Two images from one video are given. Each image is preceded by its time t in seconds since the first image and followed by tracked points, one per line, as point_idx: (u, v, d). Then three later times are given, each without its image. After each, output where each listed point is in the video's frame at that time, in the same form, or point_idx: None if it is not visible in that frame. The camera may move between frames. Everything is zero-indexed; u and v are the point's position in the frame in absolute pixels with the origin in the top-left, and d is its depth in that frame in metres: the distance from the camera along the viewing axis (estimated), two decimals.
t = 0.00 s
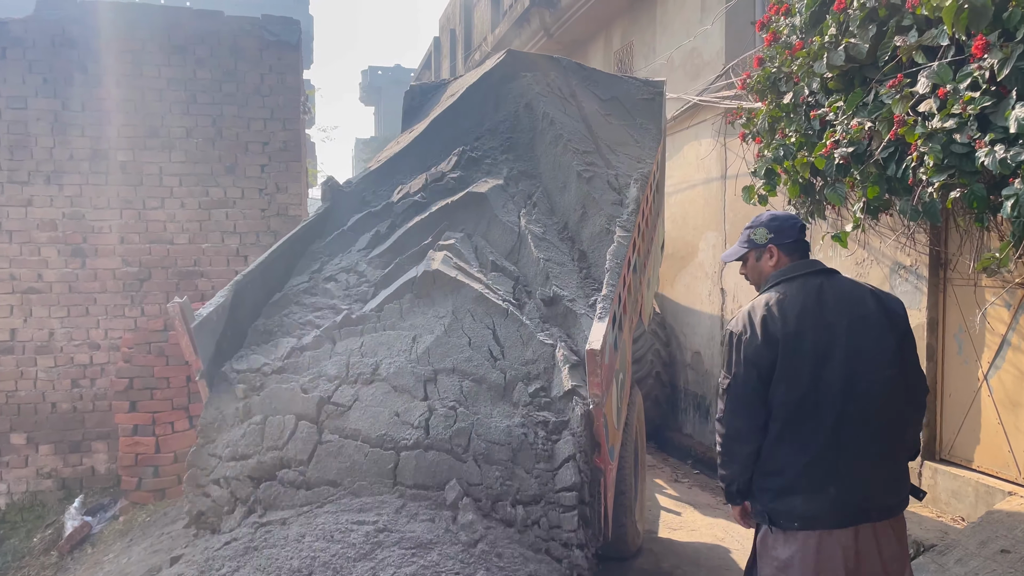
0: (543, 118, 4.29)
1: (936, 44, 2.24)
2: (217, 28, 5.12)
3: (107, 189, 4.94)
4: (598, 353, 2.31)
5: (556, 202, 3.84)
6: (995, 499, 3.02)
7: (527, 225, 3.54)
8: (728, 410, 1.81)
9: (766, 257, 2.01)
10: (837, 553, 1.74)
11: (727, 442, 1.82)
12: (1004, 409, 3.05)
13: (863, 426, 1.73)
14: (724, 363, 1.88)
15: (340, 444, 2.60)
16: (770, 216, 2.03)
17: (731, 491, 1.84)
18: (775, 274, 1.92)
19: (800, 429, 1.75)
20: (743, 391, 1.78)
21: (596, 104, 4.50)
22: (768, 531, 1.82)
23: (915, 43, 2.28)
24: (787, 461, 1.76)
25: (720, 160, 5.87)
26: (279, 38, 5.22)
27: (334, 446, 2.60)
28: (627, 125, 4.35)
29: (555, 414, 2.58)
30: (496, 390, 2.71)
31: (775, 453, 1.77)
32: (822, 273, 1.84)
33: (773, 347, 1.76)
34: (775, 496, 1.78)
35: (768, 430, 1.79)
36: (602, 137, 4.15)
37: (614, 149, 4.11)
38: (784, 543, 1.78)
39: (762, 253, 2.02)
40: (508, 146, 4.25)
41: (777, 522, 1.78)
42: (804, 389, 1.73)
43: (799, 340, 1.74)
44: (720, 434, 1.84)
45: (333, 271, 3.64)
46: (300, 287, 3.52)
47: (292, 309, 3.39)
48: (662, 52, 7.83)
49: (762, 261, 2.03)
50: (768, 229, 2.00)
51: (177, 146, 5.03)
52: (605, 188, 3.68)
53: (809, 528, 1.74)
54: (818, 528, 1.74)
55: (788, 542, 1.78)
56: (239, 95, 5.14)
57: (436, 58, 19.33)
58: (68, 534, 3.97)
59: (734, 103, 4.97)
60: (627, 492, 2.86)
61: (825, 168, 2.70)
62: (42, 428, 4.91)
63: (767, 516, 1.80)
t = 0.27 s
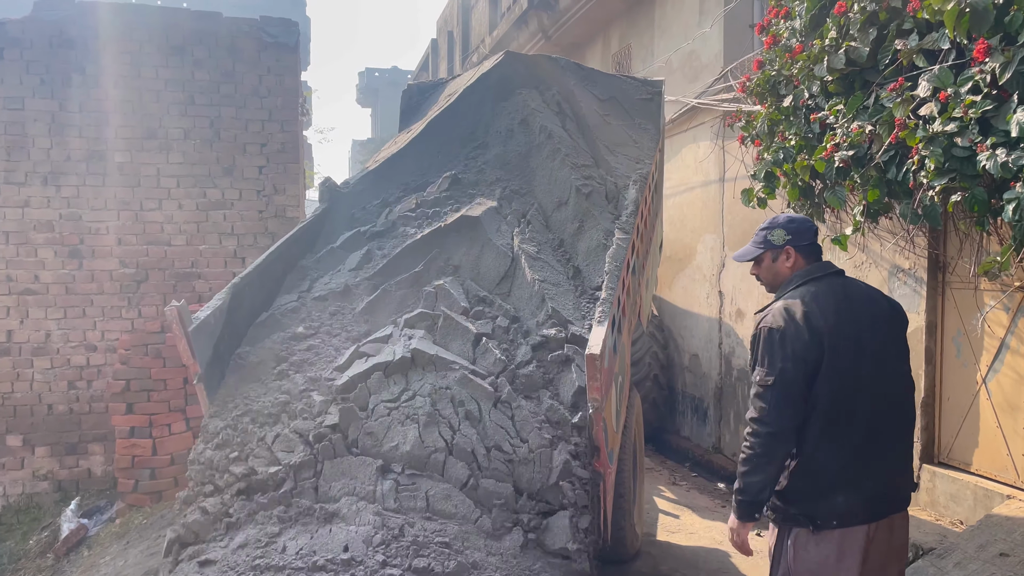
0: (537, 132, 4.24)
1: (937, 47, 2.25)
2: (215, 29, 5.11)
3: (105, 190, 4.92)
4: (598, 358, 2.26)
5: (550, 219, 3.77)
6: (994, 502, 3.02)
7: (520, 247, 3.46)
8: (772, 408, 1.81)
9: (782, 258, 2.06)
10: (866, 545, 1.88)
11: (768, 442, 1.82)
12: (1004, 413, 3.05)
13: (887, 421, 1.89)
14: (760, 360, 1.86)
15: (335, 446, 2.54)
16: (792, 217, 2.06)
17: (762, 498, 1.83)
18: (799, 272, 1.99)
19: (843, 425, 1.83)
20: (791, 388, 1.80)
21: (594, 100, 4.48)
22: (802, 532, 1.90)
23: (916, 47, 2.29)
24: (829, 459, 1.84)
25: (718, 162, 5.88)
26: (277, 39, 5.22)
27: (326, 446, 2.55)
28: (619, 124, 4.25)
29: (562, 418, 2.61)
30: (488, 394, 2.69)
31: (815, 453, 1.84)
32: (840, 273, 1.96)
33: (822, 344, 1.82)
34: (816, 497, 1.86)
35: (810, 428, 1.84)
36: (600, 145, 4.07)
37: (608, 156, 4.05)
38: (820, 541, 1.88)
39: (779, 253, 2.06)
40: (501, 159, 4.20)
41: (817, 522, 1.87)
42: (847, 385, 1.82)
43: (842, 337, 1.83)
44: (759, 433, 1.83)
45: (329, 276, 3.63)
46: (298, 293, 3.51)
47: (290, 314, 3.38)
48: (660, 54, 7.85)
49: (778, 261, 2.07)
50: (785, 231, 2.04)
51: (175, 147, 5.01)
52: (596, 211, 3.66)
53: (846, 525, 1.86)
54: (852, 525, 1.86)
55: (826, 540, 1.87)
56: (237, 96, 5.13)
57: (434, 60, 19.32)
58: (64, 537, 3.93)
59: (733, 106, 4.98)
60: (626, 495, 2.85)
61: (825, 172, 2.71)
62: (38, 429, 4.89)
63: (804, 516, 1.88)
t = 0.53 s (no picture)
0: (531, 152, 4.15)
1: (936, 51, 2.27)
2: (215, 31, 5.11)
3: (103, 192, 4.91)
4: (597, 362, 2.26)
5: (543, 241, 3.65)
6: (992, 506, 3.03)
7: (511, 271, 3.29)
8: (814, 398, 1.81)
9: (808, 258, 2.07)
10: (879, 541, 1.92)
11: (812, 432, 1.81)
12: (1003, 416, 3.05)
13: (908, 418, 1.94)
14: (800, 351, 1.85)
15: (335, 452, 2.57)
16: (822, 218, 2.06)
17: (807, 489, 1.83)
18: (829, 270, 2.01)
19: (875, 419, 1.86)
20: (832, 380, 1.81)
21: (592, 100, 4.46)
22: (824, 528, 1.89)
23: (916, 50, 2.31)
24: (862, 452, 1.86)
25: (717, 165, 5.88)
26: (276, 42, 5.22)
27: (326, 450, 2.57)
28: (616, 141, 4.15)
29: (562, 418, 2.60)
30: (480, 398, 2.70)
31: (849, 447, 1.85)
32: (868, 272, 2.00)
33: (860, 338, 1.85)
34: (845, 494, 1.87)
35: (843, 422, 1.85)
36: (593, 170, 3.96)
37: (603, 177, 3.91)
38: (843, 537, 1.88)
39: (804, 253, 2.07)
40: (490, 177, 4.06)
41: (842, 517, 1.87)
42: (879, 380, 1.86)
43: (877, 332, 1.87)
44: (802, 423, 1.82)
45: (329, 278, 3.61)
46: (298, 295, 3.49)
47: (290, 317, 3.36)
48: (659, 58, 7.86)
49: (803, 261, 2.08)
50: (811, 231, 2.05)
51: (174, 149, 5.01)
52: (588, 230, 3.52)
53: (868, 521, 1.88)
54: (872, 522, 1.89)
55: (850, 536, 1.88)
56: (236, 98, 5.13)
57: (433, 62, 19.33)
58: (62, 539, 3.91)
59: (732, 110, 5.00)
60: (625, 497, 2.85)
61: (824, 175, 2.72)
62: (36, 432, 4.88)
63: (829, 512, 1.88)
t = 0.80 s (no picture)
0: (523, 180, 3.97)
1: (936, 54, 2.28)
2: (215, 33, 5.11)
3: (103, 194, 4.91)
4: (597, 366, 2.26)
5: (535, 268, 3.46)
6: (992, 509, 3.03)
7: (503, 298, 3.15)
8: (822, 403, 1.80)
9: (812, 262, 2.06)
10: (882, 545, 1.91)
11: (816, 437, 1.80)
12: (1002, 419, 3.06)
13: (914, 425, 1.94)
14: (811, 355, 1.84)
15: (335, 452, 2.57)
16: (828, 222, 2.05)
17: (805, 492, 1.84)
18: (840, 273, 2.00)
19: (881, 426, 1.86)
20: (842, 386, 1.80)
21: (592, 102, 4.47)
22: (826, 531, 1.90)
23: (916, 53, 2.32)
24: (867, 459, 1.86)
25: (717, 168, 5.89)
26: (276, 44, 5.23)
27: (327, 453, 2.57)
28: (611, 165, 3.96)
29: (559, 415, 2.56)
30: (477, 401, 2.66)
31: (854, 453, 1.85)
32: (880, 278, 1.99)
33: (871, 344, 1.83)
34: (846, 499, 1.87)
35: (848, 427, 1.85)
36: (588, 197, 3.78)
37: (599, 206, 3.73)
38: (845, 540, 1.88)
39: (810, 257, 2.07)
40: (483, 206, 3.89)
41: (842, 521, 1.87)
42: (888, 387, 1.85)
43: (888, 339, 1.86)
44: (807, 428, 1.81)
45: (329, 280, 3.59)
46: (297, 297, 3.49)
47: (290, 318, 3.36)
48: (659, 60, 7.87)
49: (809, 265, 2.08)
50: (814, 235, 2.05)
51: (174, 151, 5.02)
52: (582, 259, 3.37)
53: (870, 525, 1.87)
54: (874, 526, 1.88)
55: (851, 539, 1.88)
56: (236, 100, 5.13)
57: (432, 65, 19.35)
58: (60, 542, 3.88)
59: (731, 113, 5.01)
60: (625, 500, 2.84)
61: (825, 177, 2.72)
62: (35, 434, 4.87)
63: (830, 515, 1.88)
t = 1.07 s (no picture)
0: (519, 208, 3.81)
1: (936, 57, 2.29)
2: (216, 35, 5.12)
3: (104, 195, 4.92)
4: (598, 370, 2.27)
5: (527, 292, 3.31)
6: (993, 511, 3.03)
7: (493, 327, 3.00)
8: (821, 411, 1.80)
9: (822, 262, 2.05)
10: (881, 550, 1.92)
11: (813, 444, 1.81)
12: (1003, 421, 3.06)
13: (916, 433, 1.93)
14: (812, 361, 1.84)
15: (335, 453, 2.57)
16: (840, 222, 2.06)
17: (798, 497, 1.85)
18: (848, 278, 1.99)
19: (882, 433, 1.86)
20: (842, 394, 1.80)
21: (593, 102, 4.45)
22: (823, 535, 1.91)
23: (917, 56, 2.32)
24: (865, 465, 1.86)
25: (718, 170, 5.89)
26: (278, 46, 5.24)
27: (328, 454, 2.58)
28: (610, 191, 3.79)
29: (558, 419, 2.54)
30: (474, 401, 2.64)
31: (852, 459, 1.86)
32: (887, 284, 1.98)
33: (874, 352, 1.83)
34: (844, 504, 1.87)
35: (847, 433, 1.85)
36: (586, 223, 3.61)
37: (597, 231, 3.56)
38: (842, 545, 1.89)
39: (819, 257, 2.06)
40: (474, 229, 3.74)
41: (839, 527, 1.88)
42: (891, 395, 1.85)
43: (890, 346, 1.85)
44: (804, 434, 1.82)
45: (330, 282, 3.60)
46: (298, 299, 3.50)
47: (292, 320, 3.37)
48: (659, 63, 7.88)
49: (818, 265, 2.07)
50: (826, 235, 2.04)
51: (175, 153, 5.03)
52: (580, 286, 3.18)
53: (867, 532, 1.88)
54: (871, 533, 1.89)
55: (849, 545, 1.88)
56: (237, 102, 5.14)
57: (433, 66, 19.36)
58: (61, 543, 3.85)
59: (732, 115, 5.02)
60: (626, 502, 2.84)
61: (825, 180, 2.72)
62: (36, 435, 4.87)
63: (827, 520, 1.88)
